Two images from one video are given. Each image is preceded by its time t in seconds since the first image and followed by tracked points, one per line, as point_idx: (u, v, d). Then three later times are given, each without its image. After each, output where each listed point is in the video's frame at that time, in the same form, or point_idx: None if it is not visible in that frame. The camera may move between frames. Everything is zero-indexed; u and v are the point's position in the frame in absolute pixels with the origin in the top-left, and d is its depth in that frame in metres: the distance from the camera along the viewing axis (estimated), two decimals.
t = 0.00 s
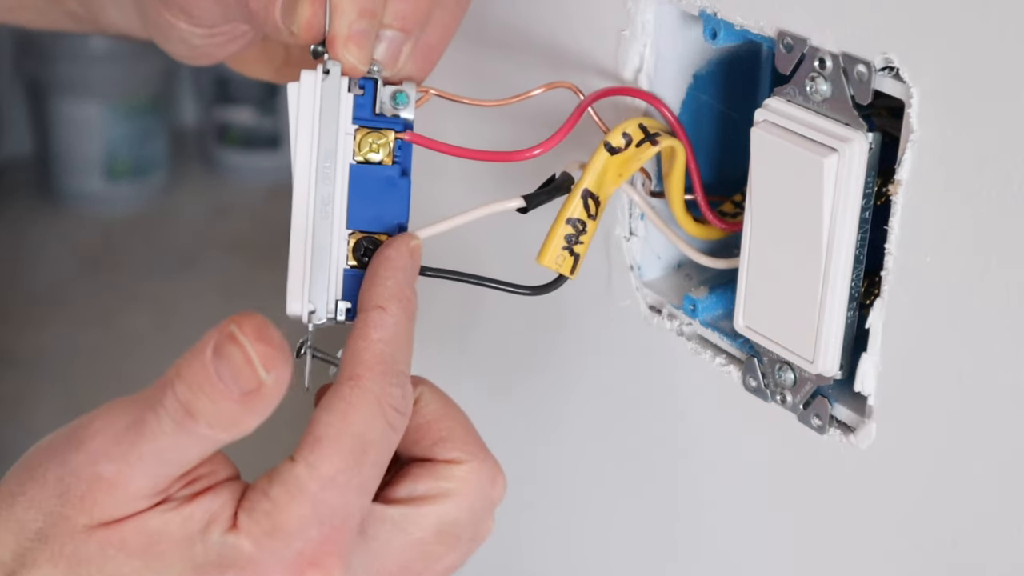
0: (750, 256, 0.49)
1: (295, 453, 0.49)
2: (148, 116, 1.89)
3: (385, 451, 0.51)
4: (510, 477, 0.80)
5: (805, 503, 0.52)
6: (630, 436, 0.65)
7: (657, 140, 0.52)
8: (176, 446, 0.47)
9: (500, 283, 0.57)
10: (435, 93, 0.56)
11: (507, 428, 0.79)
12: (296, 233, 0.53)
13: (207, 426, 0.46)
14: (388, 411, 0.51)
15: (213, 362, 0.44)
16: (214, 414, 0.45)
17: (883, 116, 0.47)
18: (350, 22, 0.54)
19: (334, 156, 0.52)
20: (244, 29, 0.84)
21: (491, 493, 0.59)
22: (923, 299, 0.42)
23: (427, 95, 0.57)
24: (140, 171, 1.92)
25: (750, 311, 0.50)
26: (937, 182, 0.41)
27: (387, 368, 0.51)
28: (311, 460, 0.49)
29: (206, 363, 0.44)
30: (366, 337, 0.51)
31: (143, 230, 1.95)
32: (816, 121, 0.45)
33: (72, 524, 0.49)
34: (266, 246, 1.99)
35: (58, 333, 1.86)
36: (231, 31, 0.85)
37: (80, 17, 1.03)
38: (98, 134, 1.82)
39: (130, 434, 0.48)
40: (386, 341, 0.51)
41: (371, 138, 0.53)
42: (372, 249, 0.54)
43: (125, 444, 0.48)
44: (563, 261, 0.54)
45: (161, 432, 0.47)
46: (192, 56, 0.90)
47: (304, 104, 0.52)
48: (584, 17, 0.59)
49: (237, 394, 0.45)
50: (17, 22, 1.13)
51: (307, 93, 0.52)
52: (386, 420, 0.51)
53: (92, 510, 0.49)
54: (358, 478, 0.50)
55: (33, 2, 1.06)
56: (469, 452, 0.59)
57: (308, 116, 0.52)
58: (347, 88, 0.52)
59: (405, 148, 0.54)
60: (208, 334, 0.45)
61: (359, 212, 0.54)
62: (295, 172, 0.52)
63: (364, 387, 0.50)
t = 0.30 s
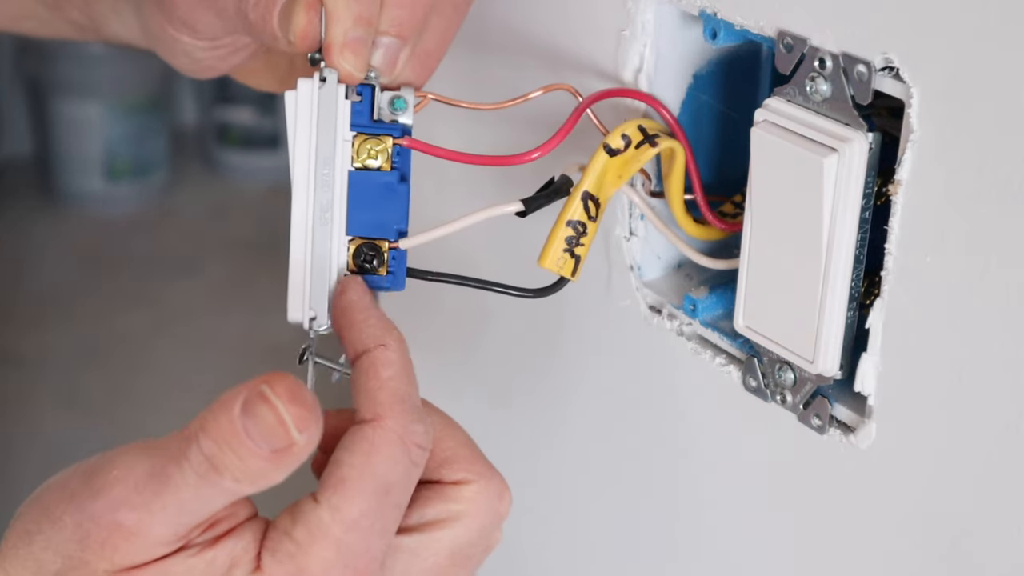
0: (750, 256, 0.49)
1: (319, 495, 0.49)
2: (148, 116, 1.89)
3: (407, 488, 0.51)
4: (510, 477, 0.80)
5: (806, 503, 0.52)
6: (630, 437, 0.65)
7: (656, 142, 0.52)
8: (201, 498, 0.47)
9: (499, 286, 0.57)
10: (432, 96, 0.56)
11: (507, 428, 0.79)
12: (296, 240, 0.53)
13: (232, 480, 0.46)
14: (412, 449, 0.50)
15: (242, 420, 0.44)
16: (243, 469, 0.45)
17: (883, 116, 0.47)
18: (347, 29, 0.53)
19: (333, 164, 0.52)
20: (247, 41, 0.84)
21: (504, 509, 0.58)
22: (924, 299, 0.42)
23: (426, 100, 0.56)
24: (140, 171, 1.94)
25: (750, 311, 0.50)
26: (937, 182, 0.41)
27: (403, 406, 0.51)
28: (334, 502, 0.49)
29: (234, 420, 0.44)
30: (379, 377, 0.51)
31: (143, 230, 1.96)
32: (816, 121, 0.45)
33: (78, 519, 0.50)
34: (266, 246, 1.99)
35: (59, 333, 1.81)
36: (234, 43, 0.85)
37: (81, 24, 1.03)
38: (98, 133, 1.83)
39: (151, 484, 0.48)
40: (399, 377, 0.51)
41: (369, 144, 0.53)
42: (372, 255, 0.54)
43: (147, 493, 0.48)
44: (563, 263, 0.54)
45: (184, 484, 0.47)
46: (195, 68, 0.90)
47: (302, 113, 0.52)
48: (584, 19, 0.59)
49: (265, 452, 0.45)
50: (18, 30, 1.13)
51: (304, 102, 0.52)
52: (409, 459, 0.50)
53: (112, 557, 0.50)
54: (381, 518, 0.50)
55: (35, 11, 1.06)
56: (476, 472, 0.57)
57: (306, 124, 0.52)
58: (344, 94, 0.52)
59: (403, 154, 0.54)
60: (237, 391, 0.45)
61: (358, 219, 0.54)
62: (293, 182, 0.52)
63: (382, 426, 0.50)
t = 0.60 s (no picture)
0: (750, 256, 0.49)
1: (314, 468, 0.49)
2: (148, 116, 1.89)
3: (404, 463, 0.51)
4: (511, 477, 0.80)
5: (806, 503, 0.52)
6: (630, 437, 0.65)
7: (655, 143, 0.52)
8: (200, 466, 0.47)
9: (500, 288, 0.57)
10: (433, 100, 0.56)
11: (507, 428, 0.79)
12: (296, 243, 0.53)
13: (229, 448, 0.46)
14: (408, 421, 0.50)
15: (237, 386, 0.44)
16: (239, 436, 0.45)
17: (883, 116, 0.47)
18: (345, 33, 0.53)
19: (333, 167, 0.52)
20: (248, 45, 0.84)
21: (504, 488, 0.58)
22: (923, 299, 0.42)
23: (426, 103, 0.56)
24: (140, 171, 1.93)
25: (750, 311, 0.50)
26: (937, 182, 0.41)
27: (400, 379, 0.51)
28: (329, 475, 0.48)
29: (229, 386, 0.44)
30: (375, 348, 0.51)
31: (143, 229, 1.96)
32: (816, 121, 0.45)
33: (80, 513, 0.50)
34: (266, 246, 1.99)
35: (60, 332, 1.84)
36: (235, 48, 0.85)
37: (83, 27, 1.03)
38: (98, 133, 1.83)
39: (152, 456, 0.48)
40: (396, 349, 0.51)
41: (368, 147, 0.53)
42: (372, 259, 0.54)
43: (147, 464, 0.48)
44: (564, 265, 0.54)
45: (183, 453, 0.47)
46: (196, 72, 0.91)
47: (302, 116, 0.52)
48: (584, 19, 0.59)
49: (260, 418, 0.45)
50: (19, 32, 1.13)
51: (304, 105, 0.52)
52: (405, 431, 0.50)
53: (113, 530, 0.50)
54: (377, 492, 0.50)
55: (35, 14, 1.06)
56: (477, 449, 0.57)
57: (306, 128, 0.52)
58: (344, 98, 0.52)
59: (403, 158, 0.53)
60: (232, 357, 0.45)
61: (360, 223, 0.53)
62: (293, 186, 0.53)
63: (379, 397, 0.50)
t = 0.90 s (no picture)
0: (750, 256, 0.49)
1: (327, 470, 0.49)
2: (148, 116, 1.89)
3: (420, 475, 0.51)
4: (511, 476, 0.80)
5: (806, 504, 0.52)
6: (630, 437, 0.65)
7: (655, 146, 0.52)
8: (201, 451, 0.48)
9: (503, 292, 0.57)
10: (431, 105, 0.56)
11: (507, 428, 0.79)
12: (297, 256, 0.52)
13: (230, 430, 0.47)
14: (427, 433, 0.51)
15: (239, 368, 0.45)
16: (240, 418, 0.46)
17: (883, 116, 0.47)
18: (343, 40, 0.54)
19: (332, 175, 0.52)
20: (249, 53, 0.84)
21: (517, 519, 0.58)
22: (924, 299, 0.42)
23: (423, 108, 0.56)
24: (140, 171, 1.91)
25: (750, 311, 0.50)
26: (937, 182, 0.41)
27: (420, 393, 0.51)
28: (340, 478, 0.49)
29: (232, 367, 0.45)
30: (395, 358, 0.51)
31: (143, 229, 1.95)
32: (816, 121, 0.45)
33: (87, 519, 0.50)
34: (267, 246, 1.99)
35: (60, 333, 1.87)
36: (235, 55, 0.85)
37: (82, 28, 1.03)
38: (98, 133, 1.83)
39: (156, 441, 0.48)
40: (416, 361, 0.52)
41: (368, 154, 0.53)
42: (373, 265, 0.55)
43: (152, 450, 0.48)
44: (565, 267, 0.54)
45: (187, 437, 0.48)
46: (198, 79, 0.90)
47: (301, 124, 0.51)
48: (583, 20, 0.59)
49: (262, 399, 0.46)
50: (18, 33, 1.13)
51: (303, 113, 0.51)
52: (423, 441, 0.51)
53: (118, 518, 0.50)
54: (389, 499, 0.50)
55: (36, 15, 1.06)
56: (496, 475, 0.57)
57: (305, 135, 0.51)
58: (341, 105, 0.52)
59: (401, 164, 0.54)
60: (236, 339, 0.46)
61: (360, 229, 0.54)
62: (293, 195, 0.52)
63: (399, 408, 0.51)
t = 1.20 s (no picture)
0: (750, 257, 0.49)
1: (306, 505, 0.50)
2: (148, 116, 1.89)
3: (393, 506, 0.52)
4: (511, 477, 0.80)
5: (806, 504, 0.52)
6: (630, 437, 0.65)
7: (656, 146, 0.52)
8: (189, 506, 0.49)
9: (504, 292, 0.57)
10: (432, 105, 0.56)
11: (507, 428, 0.79)
12: (298, 252, 0.53)
13: (214, 493, 0.47)
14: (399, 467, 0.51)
15: (227, 444, 0.45)
16: (227, 485, 0.47)
17: (882, 116, 0.47)
18: (345, 39, 0.53)
19: (333, 175, 0.52)
20: (250, 53, 0.84)
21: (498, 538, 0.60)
22: (924, 299, 0.42)
23: (424, 108, 0.56)
24: (140, 171, 1.93)
25: (750, 311, 0.50)
26: (936, 182, 0.41)
27: (397, 421, 0.51)
28: (320, 514, 0.50)
29: (219, 441, 0.45)
30: (375, 386, 0.51)
31: (143, 229, 1.96)
32: (816, 121, 0.45)
33: (72, 562, 0.52)
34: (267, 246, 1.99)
35: (59, 334, 1.85)
36: (236, 56, 0.85)
37: (83, 33, 1.03)
38: (98, 133, 1.83)
39: (143, 492, 0.49)
40: (397, 390, 0.51)
41: (369, 153, 0.53)
42: (374, 265, 0.54)
43: (138, 501, 0.49)
44: (565, 268, 0.54)
45: (175, 496, 0.49)
46: (199, 83, 0.90)
47: (302, 123, 0.51)
48: (583, 20, 0.59)
49: (251, 474, 0.46)
50: (19, 37, 1.13)
51: (304, 112, 0.51)
52: (396, 473, 0.51)
53: (104, 562, 0.51)
54: (367, 534, 0.51)
55: (38, 19, 1.06)
56: (481, 494, 0.59)
57: (307, 134, 0.51)
58: (343, 104, 0.52)
59: (403, 163, 0.54)
60: (226, 410, 0.46)
61: (361, 229, 0.54)
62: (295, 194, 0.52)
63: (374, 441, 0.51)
